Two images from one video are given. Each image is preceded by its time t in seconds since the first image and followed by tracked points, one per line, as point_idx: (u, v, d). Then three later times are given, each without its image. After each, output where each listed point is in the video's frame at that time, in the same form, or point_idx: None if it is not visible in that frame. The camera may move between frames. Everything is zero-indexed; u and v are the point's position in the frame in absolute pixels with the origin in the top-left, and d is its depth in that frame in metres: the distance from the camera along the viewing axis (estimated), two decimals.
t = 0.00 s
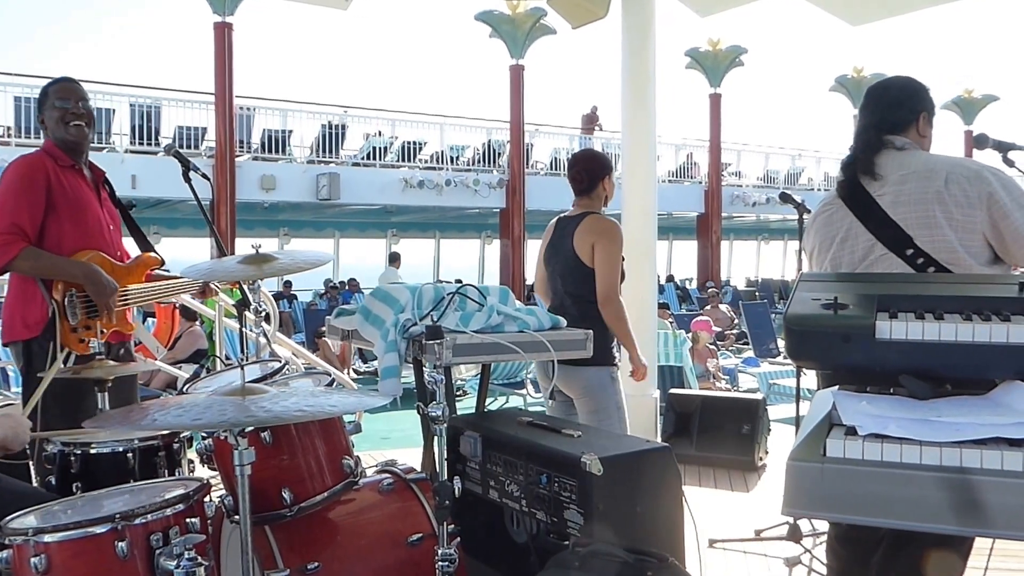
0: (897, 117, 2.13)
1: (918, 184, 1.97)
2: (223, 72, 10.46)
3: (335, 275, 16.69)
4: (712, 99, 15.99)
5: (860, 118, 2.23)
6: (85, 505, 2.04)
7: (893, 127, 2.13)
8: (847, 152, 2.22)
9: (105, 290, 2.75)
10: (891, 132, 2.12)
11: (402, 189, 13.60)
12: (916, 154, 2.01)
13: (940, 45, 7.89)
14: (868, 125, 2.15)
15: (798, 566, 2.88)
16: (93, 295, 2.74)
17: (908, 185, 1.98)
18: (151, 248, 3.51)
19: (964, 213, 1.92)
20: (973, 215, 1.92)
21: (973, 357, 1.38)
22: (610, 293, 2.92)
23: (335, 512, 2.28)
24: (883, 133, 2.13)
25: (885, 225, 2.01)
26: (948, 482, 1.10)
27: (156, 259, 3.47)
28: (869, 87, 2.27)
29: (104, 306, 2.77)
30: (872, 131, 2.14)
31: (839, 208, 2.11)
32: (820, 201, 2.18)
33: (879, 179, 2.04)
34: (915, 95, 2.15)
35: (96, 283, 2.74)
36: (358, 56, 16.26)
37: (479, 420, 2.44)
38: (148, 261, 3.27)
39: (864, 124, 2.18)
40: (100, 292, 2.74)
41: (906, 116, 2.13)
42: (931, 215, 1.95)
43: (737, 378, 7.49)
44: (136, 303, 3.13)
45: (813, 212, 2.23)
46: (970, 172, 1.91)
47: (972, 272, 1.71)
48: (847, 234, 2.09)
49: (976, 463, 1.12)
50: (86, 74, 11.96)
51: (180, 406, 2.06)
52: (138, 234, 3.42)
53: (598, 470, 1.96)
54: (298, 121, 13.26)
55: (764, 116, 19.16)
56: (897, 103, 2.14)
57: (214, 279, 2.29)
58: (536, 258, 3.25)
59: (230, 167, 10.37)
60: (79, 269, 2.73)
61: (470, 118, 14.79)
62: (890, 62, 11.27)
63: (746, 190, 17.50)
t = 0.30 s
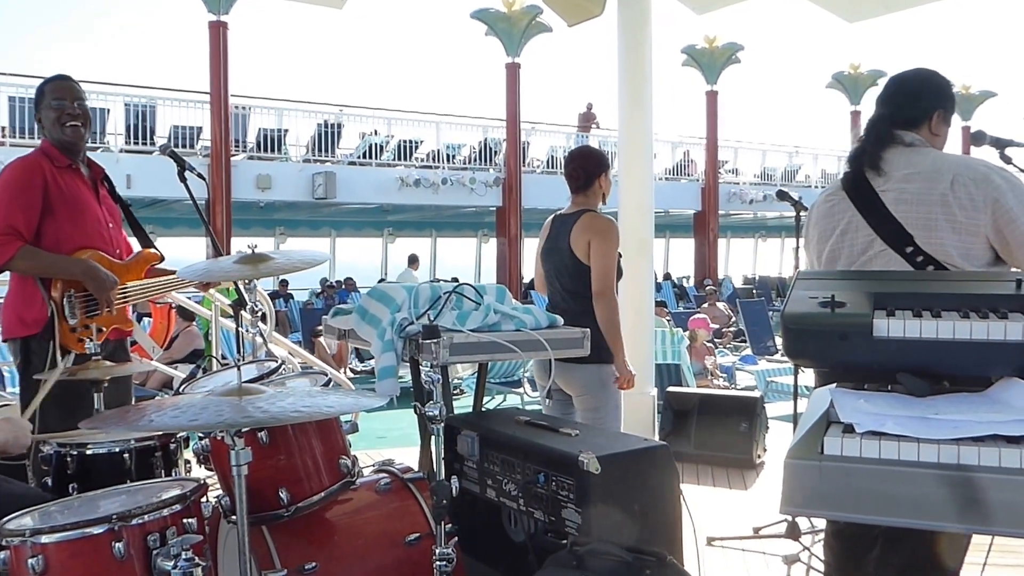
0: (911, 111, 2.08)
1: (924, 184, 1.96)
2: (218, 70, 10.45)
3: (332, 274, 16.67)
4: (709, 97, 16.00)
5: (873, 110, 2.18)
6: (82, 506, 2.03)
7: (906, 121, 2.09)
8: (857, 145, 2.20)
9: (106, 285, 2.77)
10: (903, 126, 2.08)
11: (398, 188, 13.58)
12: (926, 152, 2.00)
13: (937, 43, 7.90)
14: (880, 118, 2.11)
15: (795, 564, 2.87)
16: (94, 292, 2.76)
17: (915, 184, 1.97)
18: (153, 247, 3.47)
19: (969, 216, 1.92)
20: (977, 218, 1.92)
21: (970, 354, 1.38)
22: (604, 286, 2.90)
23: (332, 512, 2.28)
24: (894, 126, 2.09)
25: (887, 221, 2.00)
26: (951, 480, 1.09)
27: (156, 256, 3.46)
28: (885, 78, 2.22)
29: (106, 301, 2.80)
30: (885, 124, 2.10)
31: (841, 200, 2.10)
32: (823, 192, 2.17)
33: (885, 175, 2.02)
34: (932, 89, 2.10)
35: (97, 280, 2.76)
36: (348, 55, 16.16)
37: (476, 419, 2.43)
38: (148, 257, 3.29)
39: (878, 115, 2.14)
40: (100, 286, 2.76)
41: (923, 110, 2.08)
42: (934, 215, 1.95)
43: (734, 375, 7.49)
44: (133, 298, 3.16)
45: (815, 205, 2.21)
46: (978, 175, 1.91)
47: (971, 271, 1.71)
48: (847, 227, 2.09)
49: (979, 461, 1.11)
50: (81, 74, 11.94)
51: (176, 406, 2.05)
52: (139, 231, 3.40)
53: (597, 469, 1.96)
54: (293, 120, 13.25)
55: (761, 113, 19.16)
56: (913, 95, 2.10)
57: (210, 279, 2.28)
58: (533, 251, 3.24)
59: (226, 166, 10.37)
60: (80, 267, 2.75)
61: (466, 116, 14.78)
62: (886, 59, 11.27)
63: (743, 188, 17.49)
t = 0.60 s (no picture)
0: (913, 111, 2.08)
1: (925, 185, 1.96)
2: (211, 67, 10.37)
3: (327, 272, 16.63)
4: (706, 95, 16.00)
5: (876, 108, 2.18)
6: (74, 510, 2.01)
7: (909, 121, 2.08)
8: (859, 144, 2.19)
9: (100, 288, 2.73)
10: (905, 125, 2.08)
11: (394, 186, 13.53)
12: (930, 152, 1.99)
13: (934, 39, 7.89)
14: (885, 117, 2.11)
15: (792, 558, 2.85)
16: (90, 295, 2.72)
17: (916, 184, 1.97)
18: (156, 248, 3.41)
19: (967, 219, 1.92)
20: (975, 221, 1.93)
21: (967, 349, 1.38)
22: (628, 286, 2.90)
23: (328, 512, 2.26)
24: (897, 126, 2.09)
25: (886, 219, 1.99)
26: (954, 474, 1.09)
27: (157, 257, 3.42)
28: (885, 78, 2.22)
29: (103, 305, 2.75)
30: (888, 123, 2.10)
31: (842, 196, 2.10)
32: (824, 188, 2.16)
33: (887, 174, 2.02)
34: (936, 89, 2.10)
35: (90, 283, 2.72)
36: (343, 54, 16.10)
37: (471, 418, 2.42)
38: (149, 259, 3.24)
39: (882, 115, 2.13)
40: (96, 289, 2.72)
41: (924, 110, 2.08)
42: (933, 214, 1.95)
43: (731, 372, 7.50)
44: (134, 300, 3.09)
45: (815, 200, 2.21)
46: (978, 178, 1.91)
47: (968, 268, 1.71)
48: (846, 223, 2.08)
49: (974, 455, 1.11)
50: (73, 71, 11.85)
51: (170, 407, 2.04)
52: (141, 233, 3.36)
53: (594, 465, 1.95)
54: (288, 118, 13.21)
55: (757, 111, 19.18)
56: (915, 94, 2.10)
57: (203, 278, 2.26)
58: (528, 248, 3.20)
59: (218, 165, 10.30)
60: (73, 270, 2.71)
61: (462, 114, 14.76)
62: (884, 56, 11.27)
63: (739, 185, 17.51)
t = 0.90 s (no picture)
0: (894, 104, 2.08)
1: (906, 179, 1.96)
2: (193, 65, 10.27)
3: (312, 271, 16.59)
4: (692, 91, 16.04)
5: (857, 102, 2.18)
6: (55, 513, 1.98)
7: (891, 114, 2.08)
8: (843, 138, 2.19)
9: (85, 285, 2.70)
10: (887, 118, 2.08)
11: (379, 184, 13.50)
12: (912, 146, 1.99)
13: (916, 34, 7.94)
14: (867, 111, 2.10)
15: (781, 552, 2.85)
16: (75, 291, 2.70)
17: (897, 178, 1.97)
18: (145, 249, 3.37)
19: (948, 212, 1.92)
20: (955, 214, 1.92)
21: (950, 340, 1.37)
22: (617, 282, 2.91)
23: (314, 512, 2.24)
24: (879, 120, 2.09)
25: (870, 214, 2.00)
26: (943, 461, 1.06)
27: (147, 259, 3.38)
28: (867, 71, 2.22)
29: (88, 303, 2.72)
30: (871, 117, 2.10)
31: (826, 191, 2.10)
32: (807, 182, 2.16)
33: (869, 168, 2.02)
34: (916, 82, 2.10)
35: (74, 279, 2.70)
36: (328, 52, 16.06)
37: (458, 416, 2.40)
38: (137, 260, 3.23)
39: (864, 109, 2.13)
40: (81, 286, 2.70)
41: (906, 104, 2.08)
42: (915, 208, 1.95)
43: (719, 370, 7.51)
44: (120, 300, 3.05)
45: (800, 195, 2.21)
46: (958, 171, 1.90)
47: (950, 261, 1.71)
48: (830, 219, 2.09)
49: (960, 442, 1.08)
50: (53, 68, 11.75)
51: (152, 407, 2.02)
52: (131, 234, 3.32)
53: (582, 462, 1.94)
54: (271, 115, 13.17)
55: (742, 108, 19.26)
56: (896, 88, 2.09)
57: (185, 276, 2.24)
58: (514, 245, 3.19)
59: (200, 162, 10.25)
60: (57, 266, 2.69)
61: (447, 111, 14.76)
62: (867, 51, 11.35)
63: (726, 183, 17.58)
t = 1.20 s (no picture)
0: (863, 98, 2.09)
1: (876, 172, 1.97)
2: (161, 63, 10.15)
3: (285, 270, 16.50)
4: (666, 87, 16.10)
5: (826, 97, 2.18)
6: (23, 518, 1.95)
7: (860, 108, 2.08)
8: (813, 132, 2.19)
9: (51, 286, 2.65)
10: (856, 112, 2.08)
11: (352, 181, 13.48)
12: (881, 140, 2.00)
13: (884, 29, 7.98)
14: (836, 106, 2.11)
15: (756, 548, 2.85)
16: (40, 291, 2.64)
17: (867, 172, 1.98)
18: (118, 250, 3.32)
19: (918, 205, 1.93)
20: (925, 208, 1.93)
21: (920, 330, 1.37)
22: (578, 276, 2.89)
23: (289, 513, 2.22)
24: (848, 114, 2.09)
25: (841, 208, 2.01)
26: (911, 450, 1.08)
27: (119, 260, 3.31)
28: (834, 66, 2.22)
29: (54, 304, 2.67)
30: (839, 111, 2.10)
31: (798, 186, 2.11)
32: (779, 178, 2.16)
33: (839, 162, 2.03)
34: (884, 75, 2.10)
35: (42, 279, 2.65)
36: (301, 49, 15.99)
37: (434, 415, 2.39)
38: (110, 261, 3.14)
39: (833, 103, 2.13)
40: (48, 287, 2.64)
41: (873, 97, 2.09)
42: (886, 203, 1.96)
43: (695, 366, 7.54)
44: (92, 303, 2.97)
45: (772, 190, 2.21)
46: (927, 164, 1.92)
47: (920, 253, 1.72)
48: (803, 214, 2.09)
49: (927, 431, 1.10)
50: (19, 64, 11.60)
51: (122, 407, 1.99)
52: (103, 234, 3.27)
53: (557, 458, 1.93)
54: (240, 113, 13.11)
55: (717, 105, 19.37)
56: (864, 81, 2.10)
57: (154, 276, 2.21)
58: (488, 243, 3.18)
59: (168, 160, 10.17)
60: (26, 264, 2.64)
61: (419, 108, 14.73)
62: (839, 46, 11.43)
63: (701, 179, 17.68)
